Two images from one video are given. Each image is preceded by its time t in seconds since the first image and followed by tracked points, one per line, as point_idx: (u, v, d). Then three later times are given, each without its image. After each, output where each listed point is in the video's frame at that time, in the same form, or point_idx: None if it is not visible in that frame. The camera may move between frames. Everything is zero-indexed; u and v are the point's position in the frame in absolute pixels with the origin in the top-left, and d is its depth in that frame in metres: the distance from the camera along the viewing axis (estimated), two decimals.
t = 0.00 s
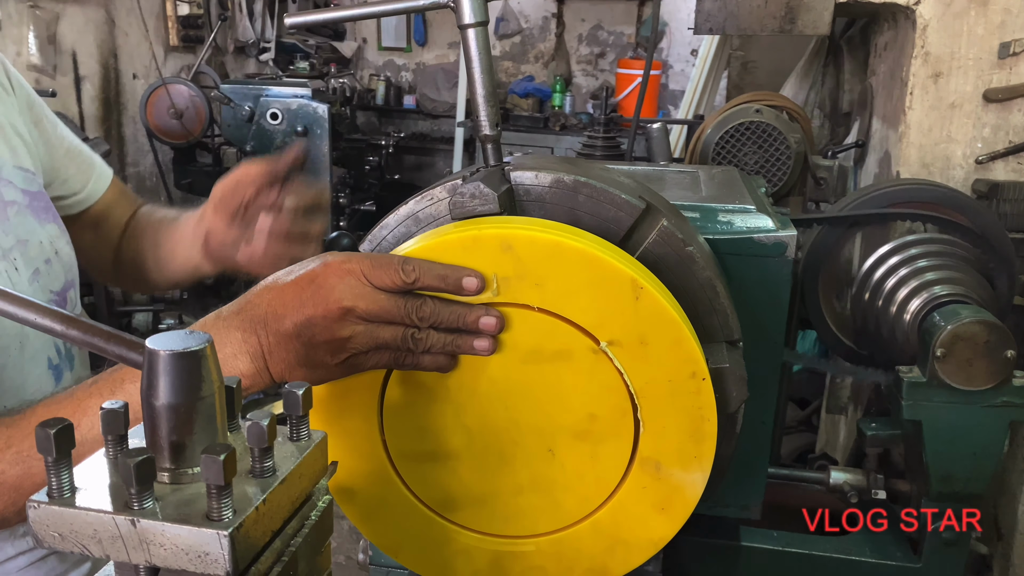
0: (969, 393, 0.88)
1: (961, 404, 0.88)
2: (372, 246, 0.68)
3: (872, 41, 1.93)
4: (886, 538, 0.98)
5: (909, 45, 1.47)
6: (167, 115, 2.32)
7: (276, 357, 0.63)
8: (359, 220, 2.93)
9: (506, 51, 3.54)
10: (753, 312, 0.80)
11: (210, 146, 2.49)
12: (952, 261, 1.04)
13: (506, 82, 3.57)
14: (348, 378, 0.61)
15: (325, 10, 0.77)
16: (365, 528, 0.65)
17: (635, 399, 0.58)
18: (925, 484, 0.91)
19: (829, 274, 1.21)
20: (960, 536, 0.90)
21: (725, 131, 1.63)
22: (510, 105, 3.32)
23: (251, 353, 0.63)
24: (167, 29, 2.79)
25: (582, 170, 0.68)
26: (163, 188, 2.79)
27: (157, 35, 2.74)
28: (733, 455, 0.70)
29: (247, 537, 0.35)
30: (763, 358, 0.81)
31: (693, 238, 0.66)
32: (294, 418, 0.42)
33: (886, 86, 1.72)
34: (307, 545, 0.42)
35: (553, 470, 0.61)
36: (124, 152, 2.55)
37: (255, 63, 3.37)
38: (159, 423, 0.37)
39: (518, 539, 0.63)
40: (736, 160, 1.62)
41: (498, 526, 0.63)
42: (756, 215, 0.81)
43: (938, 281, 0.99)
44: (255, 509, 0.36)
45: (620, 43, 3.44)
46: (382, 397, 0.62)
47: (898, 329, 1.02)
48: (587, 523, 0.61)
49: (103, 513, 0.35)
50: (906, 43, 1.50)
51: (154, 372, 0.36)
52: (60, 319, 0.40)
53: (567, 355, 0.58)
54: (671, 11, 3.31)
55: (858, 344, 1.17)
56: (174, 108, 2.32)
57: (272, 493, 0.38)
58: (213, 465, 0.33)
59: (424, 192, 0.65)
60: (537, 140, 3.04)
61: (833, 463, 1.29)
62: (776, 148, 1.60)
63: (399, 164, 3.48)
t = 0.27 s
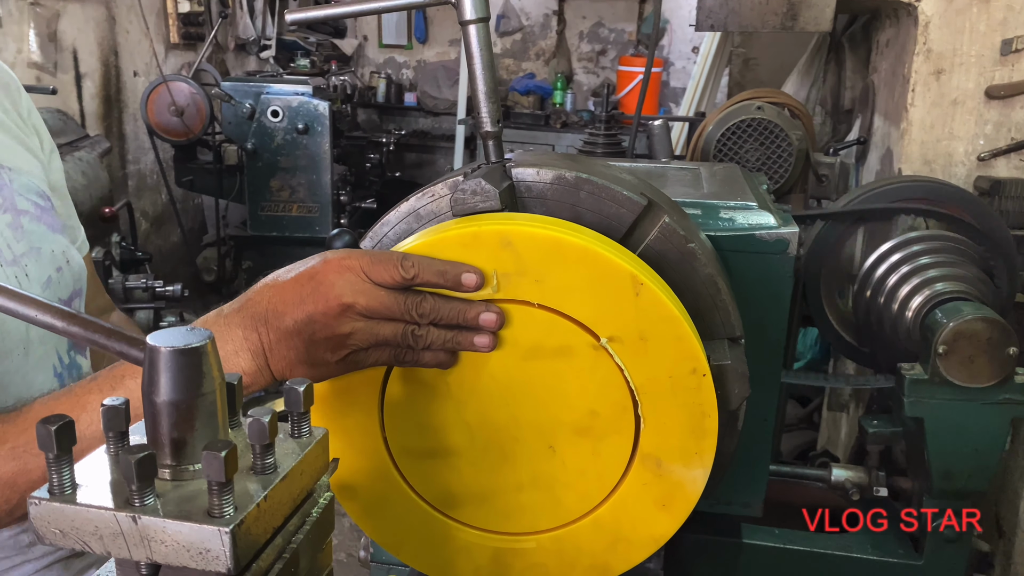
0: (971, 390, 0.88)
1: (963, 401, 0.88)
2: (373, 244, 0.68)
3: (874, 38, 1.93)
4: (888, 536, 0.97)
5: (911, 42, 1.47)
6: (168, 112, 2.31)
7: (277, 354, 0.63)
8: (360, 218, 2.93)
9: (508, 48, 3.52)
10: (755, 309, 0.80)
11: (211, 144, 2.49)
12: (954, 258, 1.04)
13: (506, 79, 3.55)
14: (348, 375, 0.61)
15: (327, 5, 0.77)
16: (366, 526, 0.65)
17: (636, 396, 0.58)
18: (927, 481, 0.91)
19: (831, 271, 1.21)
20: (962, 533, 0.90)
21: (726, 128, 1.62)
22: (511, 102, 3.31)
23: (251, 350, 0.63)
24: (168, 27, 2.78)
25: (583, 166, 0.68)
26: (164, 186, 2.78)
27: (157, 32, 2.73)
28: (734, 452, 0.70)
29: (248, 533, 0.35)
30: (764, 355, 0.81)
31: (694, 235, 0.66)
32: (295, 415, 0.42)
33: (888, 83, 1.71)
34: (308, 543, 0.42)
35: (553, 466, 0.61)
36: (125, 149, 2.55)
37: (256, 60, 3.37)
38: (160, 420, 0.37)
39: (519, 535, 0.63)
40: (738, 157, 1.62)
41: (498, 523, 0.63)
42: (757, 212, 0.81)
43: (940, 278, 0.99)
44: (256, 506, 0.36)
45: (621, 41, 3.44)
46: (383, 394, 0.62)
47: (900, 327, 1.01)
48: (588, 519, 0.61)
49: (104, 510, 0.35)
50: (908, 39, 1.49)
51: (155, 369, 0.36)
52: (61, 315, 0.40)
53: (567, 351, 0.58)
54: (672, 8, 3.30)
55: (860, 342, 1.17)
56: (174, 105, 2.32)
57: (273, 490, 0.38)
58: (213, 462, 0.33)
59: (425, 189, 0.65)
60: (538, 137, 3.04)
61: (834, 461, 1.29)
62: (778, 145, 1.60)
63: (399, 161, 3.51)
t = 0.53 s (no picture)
0: (972, 388, 0.87)
1: (965, 399, 0.88)
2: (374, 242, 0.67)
3: (876, 35, 1.92)
4: (889, 534, 0.97)
5: (913, 39, 1.46)
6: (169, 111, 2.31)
7: (264, 367, 0.63)
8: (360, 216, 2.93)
9: (508, 46, 3.51)
10: (756, 307, 0.80)
11: (212, 142, 2.49)
12: (956, 256, 1.03)
13: (507, 77, 3.55)
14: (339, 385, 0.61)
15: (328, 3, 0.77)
16: (365, 533, 0.65)
17: (628, 395, 0.58)
18: (929, 479, 0.91)
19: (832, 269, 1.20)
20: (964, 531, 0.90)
21: (728, 125, 1.62)
22: (512, 100, 3.31)
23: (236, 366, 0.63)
24: (169, 25, 2.78)
25: (585, 164, 0.68)
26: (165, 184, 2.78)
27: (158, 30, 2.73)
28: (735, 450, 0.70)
29: (250, 531, 0.35)
30: (766, 353, 0.81)
31: (696, 232, 0.65)
32: (297, 413, 0.42)
33: (889, 80, 1.71)
34: (311, 540, 0.42)
35: (549, 468, 0.61)
36: (126, 147, 2.55)
37: (257, 58, 3.36)
38: (162, 418, 0.37)
39: (518, 537, 0.63)
40: (739, 154, 1.62)
41: (498, 524, 0.63)
42: (759, 210, 0.80)
43: (942, 276, 0.99)
44: (258, 504, 0.36)
45: (621, 38, 3.44)
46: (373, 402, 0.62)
47: (902, 324, 1.01)
48: (586, 518, 0.61)
49: (106, 508, 0.35)
50: (909, 37, 1.49)
51: (157, 367, 0.36)
52: (63, 313, 0.40)
53: (557, 355, 0.58)
54: (673, 6, 3.29)
55: (861, 340, 1.16)
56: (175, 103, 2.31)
57: (275, 488, 0.38)
58: (216, 460, 0.33)
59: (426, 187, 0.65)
60: (539, 135, 3.03)
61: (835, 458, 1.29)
62: (779, 143, 1.60)
63: (400, 159, 3.51)
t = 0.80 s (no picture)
0: (974, 385, 0.87)
1: (966, 396, 0.88)
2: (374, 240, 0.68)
3: (877, 32, 1.92)
4: (891, 531, 0.97)
5: (914, 36, 1.46)
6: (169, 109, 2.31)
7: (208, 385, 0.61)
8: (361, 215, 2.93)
9: (509, 44, 3.51)
10: (758, 304, 0.79)
11: (212, 140, 2.49)
12: (957, 253, 1.03)
13: (508, 75, 3.55)
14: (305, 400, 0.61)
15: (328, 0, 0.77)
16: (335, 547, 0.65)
17: (592, 403, 0.59)
18: (930, 477, 0.91)
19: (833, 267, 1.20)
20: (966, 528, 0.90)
21: (729, 123, 1.62)
22: (512, 98, 3.30)
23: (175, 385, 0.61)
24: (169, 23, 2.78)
25: (585, 161, 0.68)
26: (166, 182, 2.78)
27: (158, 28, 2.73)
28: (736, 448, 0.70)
29: (251, 528, 0.35)
30: (767, 351, 0.81)
31: (697, 230, 0.65)
32: (298, 410, 0.42)
33: (890, 77, 1.71)
34: (312, 537, 0.42)
35: (515, 477, 0.61)
36: (127, 146, 2.55)
37: (257, 57, 3.36)
38: (163, 415, 0.37)
39: (487, 545, 0.64)
40: (740, 152, 1.61)
41: (468, 533, 0.63)
42: (760, 207, 0.80)
43: (943, 273, 0.99)
44: (259, 500, 0.36)
45: (622, 36, 3.43)
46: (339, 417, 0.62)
47: (903, 322, 1.01)
48: (554, 525, 0.62)
49: (107, 505, 0.35)
50: (910, 34, 1.49)
51: (158, 364, 0.36)
52: (63, 311, 0.39)
53: (520, 365, 0.59)
54: (674, 3, 3.29)
55: (862, 337, 1.16)
56: (175, 101, 2.31)
57: (276, 485, 0.38)
58: (216, 457, 0.33)
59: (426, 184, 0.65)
60: (539, 133, 3.03)
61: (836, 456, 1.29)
62: (780, 140, 1.60)
63: (400, 157, 3.51)
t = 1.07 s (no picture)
0: (975, 382, 0.87)
1: (968, 393, 0.88)
2: (377, 237, 0.67)
3: (877, 30, 1.92)
4: (892, 529, 0.97)
5: (915, 33, 1.46)
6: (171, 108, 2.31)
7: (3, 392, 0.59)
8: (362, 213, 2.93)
9: (510, 42, 3.50)
10: (758, 302, 0.79)
11: (213, 139, 2.49)
12: (958, 251, 1.03)
13: (509, 73, 3.54)
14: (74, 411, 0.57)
15: None
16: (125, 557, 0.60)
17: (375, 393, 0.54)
18: (932, 474, 0.91)
19: (834, 264, 1.20)
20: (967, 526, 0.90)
21: (729, 121, 1.62)
22: (513, 96, 3.30)
23: None
24: (170, 22, 2.78)
25: (585, 159, 0.68)
26: (167, 181, 2.78)
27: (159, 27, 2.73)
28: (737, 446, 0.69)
29: (254, 526, 0.35)
30: (767, 349, 0.81)
31: (698, 227, 0.65)
32: (300, 409, 0.42)
33: (891, 74, 1.70)
34: (313, 534, 0.43)
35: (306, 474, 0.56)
36: (128, 145, 2.55)
37: (258, 56, 3.36)
38: (165, 414, 0.37)
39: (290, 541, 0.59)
40: (741, 150, 1.61)
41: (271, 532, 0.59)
42: (761, 205, 0.80)
43: (944, 270, 0.99)
44: (261, 498, 0.36)
45: (623, 34, 3.43)
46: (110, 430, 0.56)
47: (904, 319, 1.01)
48: (354, 513, 0.58)
49: (109, 504, 0.35)
50: (911, 31, 1.48)
51: (160, 364, 0.36)
52: (64, 310, 0.39)
53: (294, 360, 0.53)
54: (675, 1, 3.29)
55: (863, 335, 1.16)
56: (176, 100, 2.31)
57: (278, 483, 0.38)
58: (219, 455, 0.33)
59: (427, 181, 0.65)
60: (540, 131, 3.03)
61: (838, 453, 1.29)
62: (781, 138, 1.60)
63: (401, 156, 3.51)
